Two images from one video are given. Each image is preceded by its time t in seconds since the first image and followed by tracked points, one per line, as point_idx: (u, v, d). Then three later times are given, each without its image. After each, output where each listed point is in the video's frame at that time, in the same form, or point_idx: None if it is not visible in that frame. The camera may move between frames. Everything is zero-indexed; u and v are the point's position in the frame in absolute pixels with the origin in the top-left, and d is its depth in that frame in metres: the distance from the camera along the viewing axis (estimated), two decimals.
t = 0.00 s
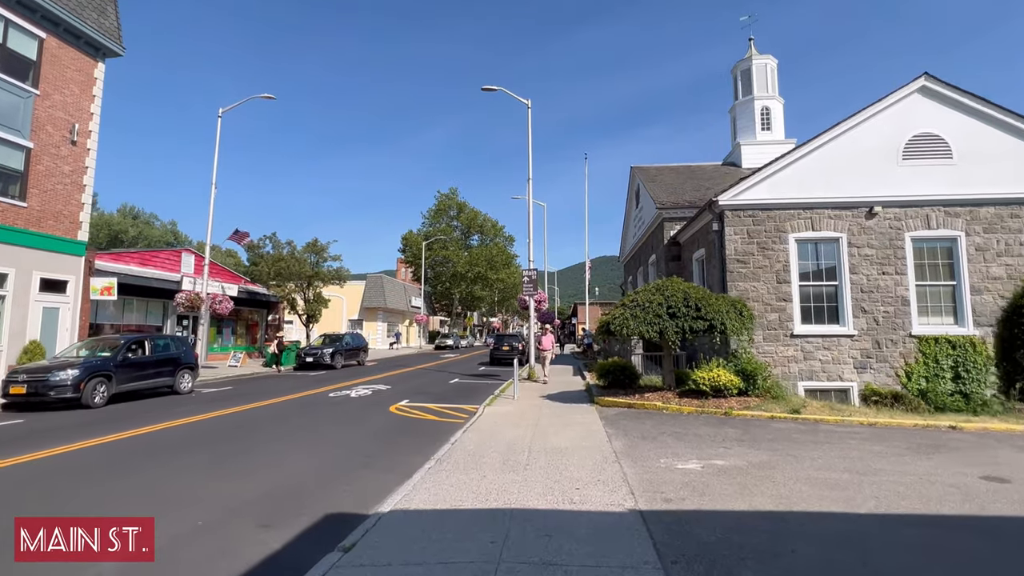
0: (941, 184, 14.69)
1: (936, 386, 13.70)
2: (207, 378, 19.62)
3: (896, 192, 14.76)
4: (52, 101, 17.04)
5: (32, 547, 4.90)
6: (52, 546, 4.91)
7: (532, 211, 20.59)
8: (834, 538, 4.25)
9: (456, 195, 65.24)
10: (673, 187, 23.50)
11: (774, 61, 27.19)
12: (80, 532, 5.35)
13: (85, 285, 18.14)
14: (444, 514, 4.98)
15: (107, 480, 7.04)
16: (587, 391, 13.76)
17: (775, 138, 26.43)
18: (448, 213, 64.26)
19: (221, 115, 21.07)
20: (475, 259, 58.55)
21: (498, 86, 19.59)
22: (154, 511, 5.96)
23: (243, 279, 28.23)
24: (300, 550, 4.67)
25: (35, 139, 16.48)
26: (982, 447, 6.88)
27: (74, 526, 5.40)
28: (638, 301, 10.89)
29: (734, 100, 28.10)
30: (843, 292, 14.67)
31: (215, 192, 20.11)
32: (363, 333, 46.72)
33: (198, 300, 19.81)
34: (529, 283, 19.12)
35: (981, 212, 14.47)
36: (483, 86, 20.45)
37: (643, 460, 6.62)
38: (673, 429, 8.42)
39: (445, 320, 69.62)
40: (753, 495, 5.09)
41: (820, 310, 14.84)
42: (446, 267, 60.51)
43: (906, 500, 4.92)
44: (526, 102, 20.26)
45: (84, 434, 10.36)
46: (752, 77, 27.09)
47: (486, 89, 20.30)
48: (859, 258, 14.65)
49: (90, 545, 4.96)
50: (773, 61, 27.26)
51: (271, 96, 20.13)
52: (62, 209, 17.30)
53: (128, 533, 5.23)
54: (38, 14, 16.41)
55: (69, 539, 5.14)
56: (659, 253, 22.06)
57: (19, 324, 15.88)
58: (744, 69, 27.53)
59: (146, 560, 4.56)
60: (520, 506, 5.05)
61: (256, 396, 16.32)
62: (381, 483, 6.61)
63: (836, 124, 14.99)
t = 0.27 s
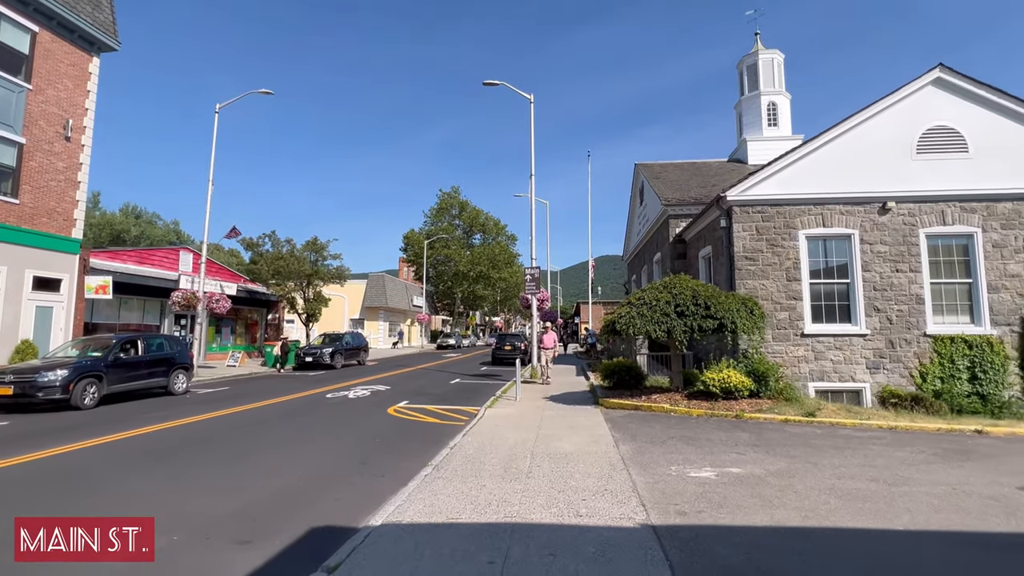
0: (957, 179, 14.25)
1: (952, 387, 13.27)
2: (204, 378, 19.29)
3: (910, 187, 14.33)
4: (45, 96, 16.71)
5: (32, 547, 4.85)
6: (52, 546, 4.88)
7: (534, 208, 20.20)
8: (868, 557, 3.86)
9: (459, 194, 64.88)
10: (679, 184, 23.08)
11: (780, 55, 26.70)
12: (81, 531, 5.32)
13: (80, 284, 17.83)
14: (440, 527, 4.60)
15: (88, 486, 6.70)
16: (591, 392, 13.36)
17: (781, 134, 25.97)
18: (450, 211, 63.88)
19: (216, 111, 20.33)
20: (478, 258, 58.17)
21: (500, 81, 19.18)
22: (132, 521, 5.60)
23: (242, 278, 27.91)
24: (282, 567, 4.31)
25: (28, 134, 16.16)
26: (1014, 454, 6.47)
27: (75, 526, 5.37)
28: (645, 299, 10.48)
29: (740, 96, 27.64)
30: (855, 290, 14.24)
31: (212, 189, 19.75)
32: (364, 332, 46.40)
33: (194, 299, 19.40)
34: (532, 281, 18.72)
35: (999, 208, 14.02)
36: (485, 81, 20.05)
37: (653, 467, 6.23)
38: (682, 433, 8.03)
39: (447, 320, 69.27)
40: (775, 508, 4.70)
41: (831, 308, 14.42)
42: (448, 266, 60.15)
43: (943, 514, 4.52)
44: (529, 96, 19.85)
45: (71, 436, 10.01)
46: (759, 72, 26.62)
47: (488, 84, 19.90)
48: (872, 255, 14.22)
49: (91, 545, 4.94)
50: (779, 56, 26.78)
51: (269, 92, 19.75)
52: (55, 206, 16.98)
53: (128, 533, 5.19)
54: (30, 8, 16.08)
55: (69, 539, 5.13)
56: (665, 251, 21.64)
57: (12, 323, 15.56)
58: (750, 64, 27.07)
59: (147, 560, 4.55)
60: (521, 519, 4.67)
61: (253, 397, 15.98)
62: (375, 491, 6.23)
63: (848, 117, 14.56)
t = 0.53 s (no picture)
0: (974, 173, 13.79)
1: (970, 390, 12.81)
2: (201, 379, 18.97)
3: (925, 182, 13.87)
4: (38, 92, 16.42)
5: (33, 546, 4.80)
6: (52, 546, 4.82)
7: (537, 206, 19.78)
8: None
9: (461, 193, 64.50)
10: (684, 181, 22.63)
11: (788, 50, 26.22)
12: (81, 531, 5.24)
13: (75, 283, 17.54)
14: (431, 547, 4.20)
15: (64, 496, 6.34)
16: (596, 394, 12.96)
17: (789, 130, 25.48)
18: (453, 211, 63.54)
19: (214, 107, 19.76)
20: (480, 258, 57.81)
21: (502, 76, 18.77)
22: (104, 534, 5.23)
23: (242, 277, 27.60)
24: None
25: (21, 131, 15.87)
26: None
27: (73, 526, 5.29)
28: (651, 298, 10.07)
29: (746, 92, 27.16)
30: (868, 289, 13.78)
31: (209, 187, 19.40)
32: (366, 332, 46.10)
33: (191, 299, 19.14)
34: (534, 280, 18.32)
35: (1017, 204, 13.55)
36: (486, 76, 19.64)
37: (663, 478, 5.82)
38: (692, 439, 7.62)
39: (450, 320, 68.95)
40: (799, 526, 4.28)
41: (843, 308, 13.96)
42: (451, 265, 59.80)
43: (985, 535, 4.10)
44: (532, 91, 19.41)
45: (56, 440, 9.67)
46: (765, 67, 26.14)
47: (490, 79, 19.50)
48: (885, 253, 13.76)
49: (90, 545, 4.87)
50: (786, 51, 26.28)
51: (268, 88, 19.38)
52: (49, 204, 16.70)
53: (128, 534, 5.12)
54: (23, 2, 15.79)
55: (69, 539, 5.03)
56: (670, 250, 21.21)
57: (4, 323, 15.28)
58: (757, 59, 26.59)
59: (146, 560, 4.51)
60: (521, 537, 4.27)
61: (249, 398, 15.63)
62: (365, 501, 5.84)
63: (861, 110, 14.10)
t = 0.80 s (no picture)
0: (997, 166, 13.24)
1: (994, 391, 12.28)
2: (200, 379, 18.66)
3: (946, 175, 13.35)
4: (34, 87, 16.13)
5: (32, 548, 4.48)
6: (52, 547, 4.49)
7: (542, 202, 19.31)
8: None
9: (465, 192, 64.12)
10: (692, 177, 22.13)
11: (798, 43, 25.65)
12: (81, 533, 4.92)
13: (71, 282, 17.25)
14: (426, 569, 3.77)
15: (41, 503, 5.98)
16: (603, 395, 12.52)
17: (799, 126, 24.93)
18: (457, 210, 63.17)
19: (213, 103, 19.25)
20: (484, 257, 57.43)
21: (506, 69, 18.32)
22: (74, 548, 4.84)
23: (243, 276, 27.28)
24: None
25: (15, 127, 15.58)
26: None
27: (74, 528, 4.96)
28: (662, 296, 9.60)
29: (755, 87, 26.61)
30: (886, 286, 13.27)
31: (208, 184, 19.07)
32: (370, 332, 45.81)
33: (190, 297, 18.81)
34: (539, 278, 17.88)
35: None
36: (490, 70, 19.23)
37: (680, 488, 5.37)
38: (707, 444, 7.16)
39: (454, 320, 68.63)
40: (836, 547, 3.83)
41: (860, 306, 13.45)
42: (455, 265, 59.43)
43: None
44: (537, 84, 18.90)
45: (43, 443, 9.33)
46: (775, 61, 25.58)
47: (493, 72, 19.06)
48: (904, 249, 13.24)
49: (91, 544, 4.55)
50: (797, 44, 25.70)
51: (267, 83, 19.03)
52: (45, 201, 16.41)
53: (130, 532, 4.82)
54: None
55: (69, 539, 4.71)
56: (678, 247, 20.72)
57: None
58: (766, 53, 26.04)
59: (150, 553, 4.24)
60: (525, 558, 3.84)
61: (248, 399, 15.27)
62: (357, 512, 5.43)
63: (878, 102, 13.60)
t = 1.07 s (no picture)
0: None
1: (1021, 395, 11.74)
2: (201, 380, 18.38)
3: (969, 169, 12.83)
4: (31, 83, 15.90)
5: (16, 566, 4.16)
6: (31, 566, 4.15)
7: (548, 199, 18.87)
8: None
9: (470, 191, 63.76)
10: (702, 173, 21.64)
11: (809, 37, 25.07)
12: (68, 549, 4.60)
13: (70, 281, 17.02)
14: None
15: (18, 514, 5.64)
16: (612, 398, 12.09)
17: (811, 121, 24.36)
18: (462, 209, 62.86)
19: (215, 99, 19.64)
20: (490, 256, 57.09)
21: (510, 63, 17.90)
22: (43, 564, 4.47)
23: (246, 276, 27.03)
24: None
25: (13, 123, 15.34)
26: None
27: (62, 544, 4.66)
28: (674, 294, 9.16)
29: (765, 82, 26.06)
30: (906, 285, 12.75)
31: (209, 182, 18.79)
32: (374, 332, 45.55)
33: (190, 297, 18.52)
34: (545, 278, 17.45)
35: None
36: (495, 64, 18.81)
37: (699, 502, 4.93)
38: (724, 452, 6.73)
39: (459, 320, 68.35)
40: None
41: (879, 306, 12.93)
42: (460, 264, 59.09)
43: None
44: (542, 79, 18.44)
45: (32, 448, 9.01)
46: (786, 55, 25.02)
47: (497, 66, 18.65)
48: (925, 245, 12.72)
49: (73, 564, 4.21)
50: (808, 38, 25.12)
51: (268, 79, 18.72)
52: (43, 199, 16.17)
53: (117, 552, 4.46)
54: None
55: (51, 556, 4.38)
56: (687, 245, 20.22)
57: None
58: (777, 47, 25.48)
59: None
60: None
61: (247, 400, 14.95)
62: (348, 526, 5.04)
63: (898, 92, 13.07)
